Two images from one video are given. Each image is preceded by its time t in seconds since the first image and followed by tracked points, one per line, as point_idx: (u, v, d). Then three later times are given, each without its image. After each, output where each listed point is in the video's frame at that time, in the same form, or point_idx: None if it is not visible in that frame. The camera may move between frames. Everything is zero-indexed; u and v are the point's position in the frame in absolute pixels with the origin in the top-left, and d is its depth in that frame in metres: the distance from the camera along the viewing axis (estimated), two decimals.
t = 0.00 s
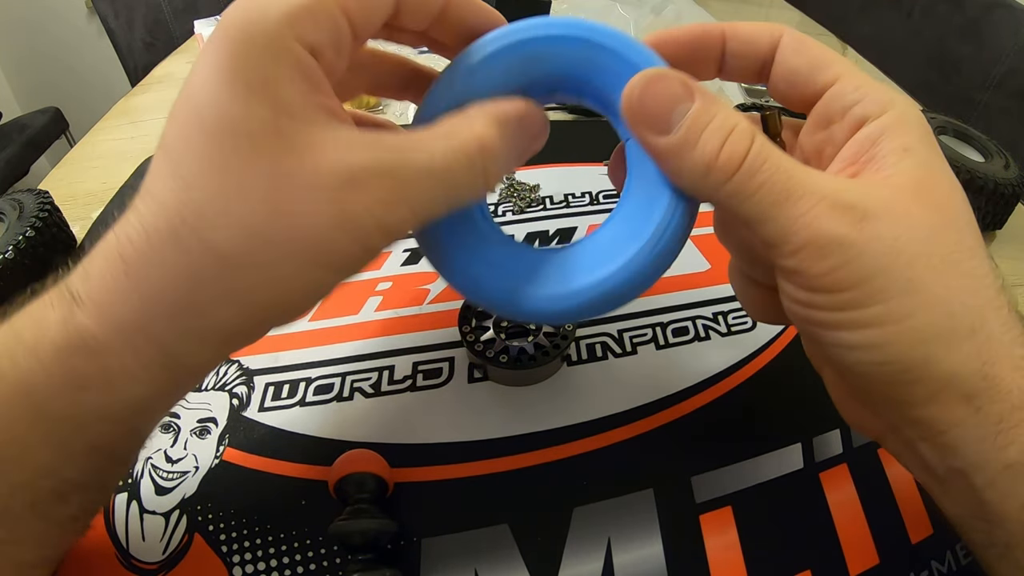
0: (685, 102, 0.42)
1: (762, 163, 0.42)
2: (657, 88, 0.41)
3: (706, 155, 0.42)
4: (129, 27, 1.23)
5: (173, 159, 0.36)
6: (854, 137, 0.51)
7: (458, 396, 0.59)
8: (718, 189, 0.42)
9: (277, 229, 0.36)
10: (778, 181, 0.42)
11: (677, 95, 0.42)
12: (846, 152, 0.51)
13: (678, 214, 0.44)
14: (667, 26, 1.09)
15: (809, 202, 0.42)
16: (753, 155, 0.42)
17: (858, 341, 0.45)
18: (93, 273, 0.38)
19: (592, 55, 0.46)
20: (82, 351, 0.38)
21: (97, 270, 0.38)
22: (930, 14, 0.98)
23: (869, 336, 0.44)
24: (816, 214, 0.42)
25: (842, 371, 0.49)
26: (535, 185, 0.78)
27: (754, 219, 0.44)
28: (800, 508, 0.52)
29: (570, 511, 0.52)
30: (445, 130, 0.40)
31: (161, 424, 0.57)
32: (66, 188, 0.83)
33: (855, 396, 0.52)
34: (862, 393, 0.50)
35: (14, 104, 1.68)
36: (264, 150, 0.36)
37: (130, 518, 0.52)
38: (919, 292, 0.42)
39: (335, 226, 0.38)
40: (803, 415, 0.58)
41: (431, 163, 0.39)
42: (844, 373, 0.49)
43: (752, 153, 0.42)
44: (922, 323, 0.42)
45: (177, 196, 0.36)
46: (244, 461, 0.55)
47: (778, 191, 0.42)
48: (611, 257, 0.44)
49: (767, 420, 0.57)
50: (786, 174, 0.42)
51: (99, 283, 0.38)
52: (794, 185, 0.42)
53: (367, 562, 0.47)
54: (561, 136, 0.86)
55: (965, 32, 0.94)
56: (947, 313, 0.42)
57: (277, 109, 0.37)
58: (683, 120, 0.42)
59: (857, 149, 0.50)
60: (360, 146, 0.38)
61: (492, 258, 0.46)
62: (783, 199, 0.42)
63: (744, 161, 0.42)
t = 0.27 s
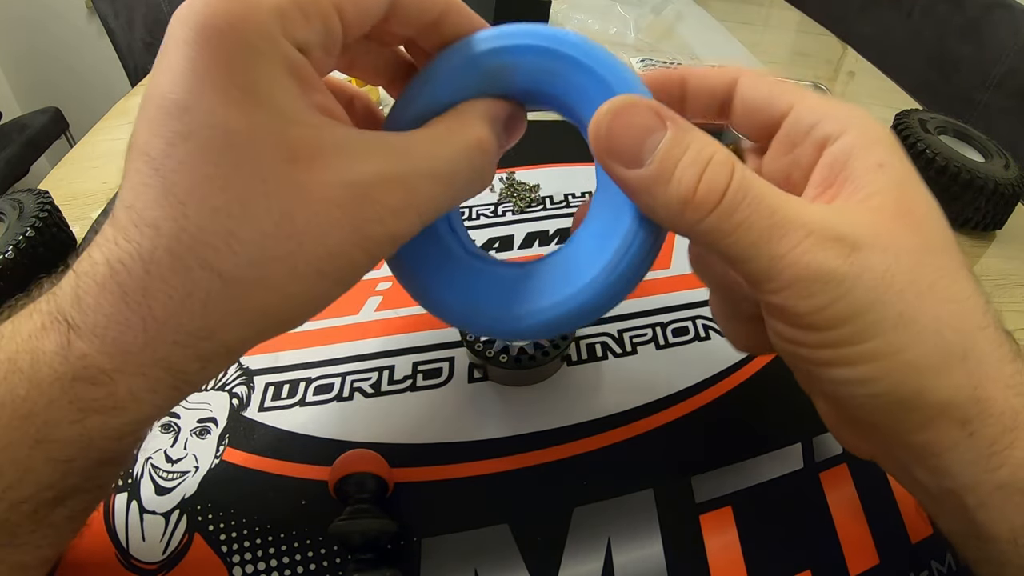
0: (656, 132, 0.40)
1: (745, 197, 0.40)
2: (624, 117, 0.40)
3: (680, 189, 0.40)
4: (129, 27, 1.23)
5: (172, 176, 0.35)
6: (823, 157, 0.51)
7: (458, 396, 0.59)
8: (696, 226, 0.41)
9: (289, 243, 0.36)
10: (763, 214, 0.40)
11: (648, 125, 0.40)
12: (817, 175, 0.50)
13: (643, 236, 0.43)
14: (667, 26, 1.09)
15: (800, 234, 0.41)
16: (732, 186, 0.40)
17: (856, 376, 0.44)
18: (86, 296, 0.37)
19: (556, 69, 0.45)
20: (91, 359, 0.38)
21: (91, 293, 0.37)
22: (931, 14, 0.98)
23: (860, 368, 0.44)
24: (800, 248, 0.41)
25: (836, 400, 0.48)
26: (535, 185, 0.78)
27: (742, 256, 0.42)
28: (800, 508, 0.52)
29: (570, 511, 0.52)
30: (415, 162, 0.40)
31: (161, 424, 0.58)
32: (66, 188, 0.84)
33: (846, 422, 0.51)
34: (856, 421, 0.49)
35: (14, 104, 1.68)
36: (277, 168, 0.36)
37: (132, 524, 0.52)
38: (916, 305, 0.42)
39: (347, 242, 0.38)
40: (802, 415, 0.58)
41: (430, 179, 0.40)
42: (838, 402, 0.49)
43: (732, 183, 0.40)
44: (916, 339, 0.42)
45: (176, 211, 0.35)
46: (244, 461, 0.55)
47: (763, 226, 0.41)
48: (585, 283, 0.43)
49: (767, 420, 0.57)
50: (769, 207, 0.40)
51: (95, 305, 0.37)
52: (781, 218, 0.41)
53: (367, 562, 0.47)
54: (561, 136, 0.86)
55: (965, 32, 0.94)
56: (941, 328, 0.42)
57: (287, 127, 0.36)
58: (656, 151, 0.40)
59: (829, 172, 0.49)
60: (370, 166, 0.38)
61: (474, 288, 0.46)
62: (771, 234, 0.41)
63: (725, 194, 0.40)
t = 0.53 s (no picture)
0: (646, 148, 0.40)
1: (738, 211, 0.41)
2: (611, 136, 0.40)
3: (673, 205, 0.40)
4: (129, 27, 1.23)
5: (189, 188, 0.35)
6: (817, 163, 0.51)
7: (458, 396, 0.59)
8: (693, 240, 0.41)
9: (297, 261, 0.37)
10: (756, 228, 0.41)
11: (639, 142, 0.40)
12: (810, 182, 0.51)
13: (643, 252, 0.43)
14: (667, 26, 1.09)
15: (796, 245, 0.41)
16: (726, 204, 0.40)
17: (853, 383, 0.44)
18: (96, 307, 0.37)
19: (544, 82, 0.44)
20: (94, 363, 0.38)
21: (100, 308, 0.37)
22: (931, 14, 0.98)
23: (857, 377, 0.44)
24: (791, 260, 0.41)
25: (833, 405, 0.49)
26: (535, 185, 0.78)
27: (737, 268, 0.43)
28: (800, 508, 0.52)
29: (570, 511, 0.52)
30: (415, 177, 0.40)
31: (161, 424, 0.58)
32: (66, 188, 0.84)
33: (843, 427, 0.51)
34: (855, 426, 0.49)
35: (14, 104, 1.68)
36: (294, 183, 0.36)
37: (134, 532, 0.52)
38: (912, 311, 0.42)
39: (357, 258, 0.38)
40: (802, 414, 0.58)
41: (438, 199, 0.40)
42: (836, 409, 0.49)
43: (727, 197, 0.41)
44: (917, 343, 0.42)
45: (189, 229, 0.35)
46: (244, 461, 0.55)
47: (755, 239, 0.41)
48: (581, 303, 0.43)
49: (767, 420, 0.57)
50: (762, 221, 0.41)
51: (104, 320, 0.37)
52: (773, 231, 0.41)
53: (367, 562, 0.47)
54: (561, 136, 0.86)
55: (965, 32, 0.94)
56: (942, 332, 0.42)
57: (302, 143, 0.36)
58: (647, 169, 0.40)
59: (822, 179, 0.50)
60: (386, 185, 0.38)
61: (472, 310, 0.46)
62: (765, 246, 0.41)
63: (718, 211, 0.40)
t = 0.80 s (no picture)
0: (661, 139, 0.39)
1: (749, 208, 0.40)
2: (623, 127, 0.39)
3: (689, 198, 0.39)
4: (129, 27, 1.23)
5: (172, 190, 0.35)
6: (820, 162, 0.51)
7: (458, 396, 0.59)
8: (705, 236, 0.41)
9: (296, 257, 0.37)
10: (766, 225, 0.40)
11: (655, 130, 0.39)
12: (812, 182, 0.51)
13: (644, 247, 0.43)
14: (667, 26, 1.09)
15: (801, 246, 0.40)
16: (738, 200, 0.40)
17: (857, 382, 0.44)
18: (90, 311, 0.37)
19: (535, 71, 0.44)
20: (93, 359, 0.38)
21: (95, 313, 0.37)
22: (931, 14, 0.98)
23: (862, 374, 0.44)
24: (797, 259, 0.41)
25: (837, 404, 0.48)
26: (535, 186, 0.78)
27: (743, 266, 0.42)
28: (799, 508, 0.52)
29: (570, 511, 0.52)
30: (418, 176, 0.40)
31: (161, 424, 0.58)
32: (66, 188, 0.84)
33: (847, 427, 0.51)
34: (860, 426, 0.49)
35: (14, 104, 1.68)
36: (284, 181, 0.36)
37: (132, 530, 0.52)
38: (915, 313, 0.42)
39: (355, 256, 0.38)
40: (802, 415, 0.58)
41: (438, 192, 0.40)
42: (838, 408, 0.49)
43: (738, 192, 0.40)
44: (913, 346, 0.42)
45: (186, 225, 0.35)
46: (244, 460, 0.55)
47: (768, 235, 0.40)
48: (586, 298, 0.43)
49: (767, 420, 0.57)
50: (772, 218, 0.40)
51: (98, 324, 0.37)
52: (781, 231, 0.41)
53: (367, 562, 0.47)
54: (560, 136, 0.86)
55: (965, 32, 0.94)
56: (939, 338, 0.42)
57: (291, 142, 0.36)
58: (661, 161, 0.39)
59: (824, 179, 0.50)
60: (373, 180, 0.38)
61: (479, 307, 0.45)
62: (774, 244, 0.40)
63: (730, 207, 0.40)
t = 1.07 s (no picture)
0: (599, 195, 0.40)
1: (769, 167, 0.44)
2: (663, 83, 0.45)
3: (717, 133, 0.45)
4: (128, 27, 1.23)
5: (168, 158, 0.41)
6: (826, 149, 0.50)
7: (458, 396, 0.59)
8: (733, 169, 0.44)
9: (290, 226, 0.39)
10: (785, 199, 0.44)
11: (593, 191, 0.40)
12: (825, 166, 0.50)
13: (670, 192, 0.48)
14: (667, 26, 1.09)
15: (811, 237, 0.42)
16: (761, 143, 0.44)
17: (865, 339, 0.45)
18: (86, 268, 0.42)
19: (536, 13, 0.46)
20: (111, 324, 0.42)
21: (91, 265, 0.42)
22: (931, 14, 0.98)
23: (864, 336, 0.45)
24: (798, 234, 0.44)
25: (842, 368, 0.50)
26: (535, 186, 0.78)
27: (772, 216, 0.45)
28: (799, 507, 0.52)
29: (570, 511, 0.52)
30: (449, 113, 0.41)
31: (161, 423, 0.57)
32: (66, 188, 0.83)
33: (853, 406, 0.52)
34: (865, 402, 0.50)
35: (14, 104, 1.68)
36: (239, 129, 0.40)
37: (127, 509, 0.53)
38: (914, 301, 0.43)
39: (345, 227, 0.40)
40: (803, 415, 0.57)
41: (441, 182, 0.40)
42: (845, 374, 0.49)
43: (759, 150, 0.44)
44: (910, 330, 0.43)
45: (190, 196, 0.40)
46: (245, 461, 0.55)
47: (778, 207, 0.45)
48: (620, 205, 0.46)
49: (767, 420, 0.57)
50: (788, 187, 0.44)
51: (90, 272, 0.42)
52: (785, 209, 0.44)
53: (367, 562, 0.47)
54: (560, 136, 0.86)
55: (965, 32, 0.94)
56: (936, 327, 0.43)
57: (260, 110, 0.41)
58: (698, 105, 0.45)
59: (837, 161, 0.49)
60: (320, 137, 0.40)
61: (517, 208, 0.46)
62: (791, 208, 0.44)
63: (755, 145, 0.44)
